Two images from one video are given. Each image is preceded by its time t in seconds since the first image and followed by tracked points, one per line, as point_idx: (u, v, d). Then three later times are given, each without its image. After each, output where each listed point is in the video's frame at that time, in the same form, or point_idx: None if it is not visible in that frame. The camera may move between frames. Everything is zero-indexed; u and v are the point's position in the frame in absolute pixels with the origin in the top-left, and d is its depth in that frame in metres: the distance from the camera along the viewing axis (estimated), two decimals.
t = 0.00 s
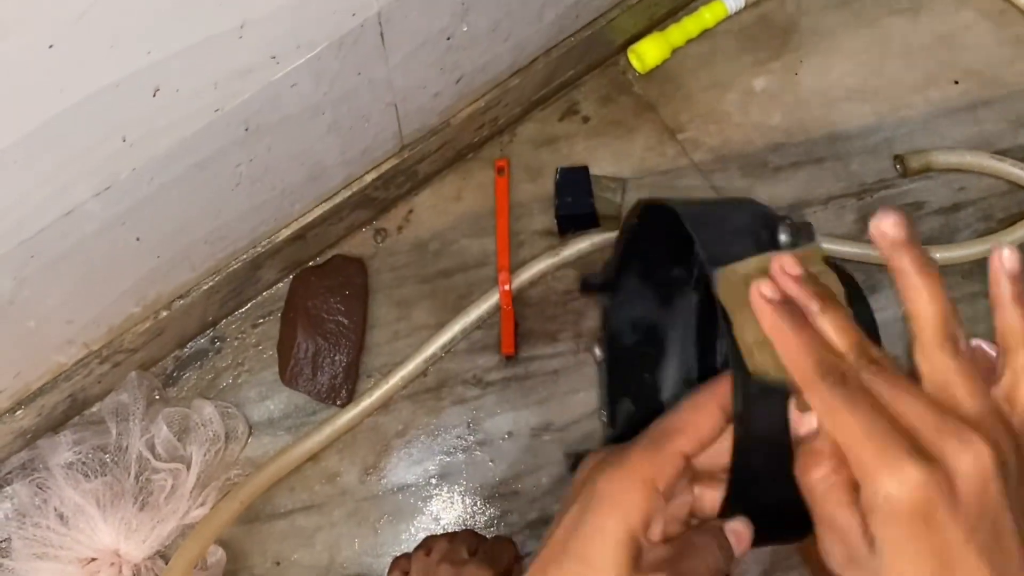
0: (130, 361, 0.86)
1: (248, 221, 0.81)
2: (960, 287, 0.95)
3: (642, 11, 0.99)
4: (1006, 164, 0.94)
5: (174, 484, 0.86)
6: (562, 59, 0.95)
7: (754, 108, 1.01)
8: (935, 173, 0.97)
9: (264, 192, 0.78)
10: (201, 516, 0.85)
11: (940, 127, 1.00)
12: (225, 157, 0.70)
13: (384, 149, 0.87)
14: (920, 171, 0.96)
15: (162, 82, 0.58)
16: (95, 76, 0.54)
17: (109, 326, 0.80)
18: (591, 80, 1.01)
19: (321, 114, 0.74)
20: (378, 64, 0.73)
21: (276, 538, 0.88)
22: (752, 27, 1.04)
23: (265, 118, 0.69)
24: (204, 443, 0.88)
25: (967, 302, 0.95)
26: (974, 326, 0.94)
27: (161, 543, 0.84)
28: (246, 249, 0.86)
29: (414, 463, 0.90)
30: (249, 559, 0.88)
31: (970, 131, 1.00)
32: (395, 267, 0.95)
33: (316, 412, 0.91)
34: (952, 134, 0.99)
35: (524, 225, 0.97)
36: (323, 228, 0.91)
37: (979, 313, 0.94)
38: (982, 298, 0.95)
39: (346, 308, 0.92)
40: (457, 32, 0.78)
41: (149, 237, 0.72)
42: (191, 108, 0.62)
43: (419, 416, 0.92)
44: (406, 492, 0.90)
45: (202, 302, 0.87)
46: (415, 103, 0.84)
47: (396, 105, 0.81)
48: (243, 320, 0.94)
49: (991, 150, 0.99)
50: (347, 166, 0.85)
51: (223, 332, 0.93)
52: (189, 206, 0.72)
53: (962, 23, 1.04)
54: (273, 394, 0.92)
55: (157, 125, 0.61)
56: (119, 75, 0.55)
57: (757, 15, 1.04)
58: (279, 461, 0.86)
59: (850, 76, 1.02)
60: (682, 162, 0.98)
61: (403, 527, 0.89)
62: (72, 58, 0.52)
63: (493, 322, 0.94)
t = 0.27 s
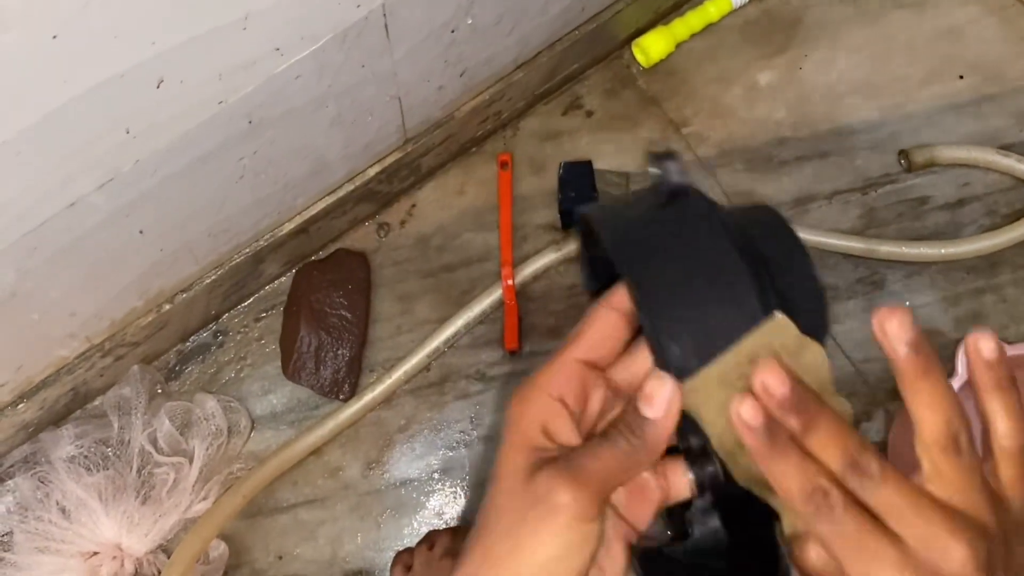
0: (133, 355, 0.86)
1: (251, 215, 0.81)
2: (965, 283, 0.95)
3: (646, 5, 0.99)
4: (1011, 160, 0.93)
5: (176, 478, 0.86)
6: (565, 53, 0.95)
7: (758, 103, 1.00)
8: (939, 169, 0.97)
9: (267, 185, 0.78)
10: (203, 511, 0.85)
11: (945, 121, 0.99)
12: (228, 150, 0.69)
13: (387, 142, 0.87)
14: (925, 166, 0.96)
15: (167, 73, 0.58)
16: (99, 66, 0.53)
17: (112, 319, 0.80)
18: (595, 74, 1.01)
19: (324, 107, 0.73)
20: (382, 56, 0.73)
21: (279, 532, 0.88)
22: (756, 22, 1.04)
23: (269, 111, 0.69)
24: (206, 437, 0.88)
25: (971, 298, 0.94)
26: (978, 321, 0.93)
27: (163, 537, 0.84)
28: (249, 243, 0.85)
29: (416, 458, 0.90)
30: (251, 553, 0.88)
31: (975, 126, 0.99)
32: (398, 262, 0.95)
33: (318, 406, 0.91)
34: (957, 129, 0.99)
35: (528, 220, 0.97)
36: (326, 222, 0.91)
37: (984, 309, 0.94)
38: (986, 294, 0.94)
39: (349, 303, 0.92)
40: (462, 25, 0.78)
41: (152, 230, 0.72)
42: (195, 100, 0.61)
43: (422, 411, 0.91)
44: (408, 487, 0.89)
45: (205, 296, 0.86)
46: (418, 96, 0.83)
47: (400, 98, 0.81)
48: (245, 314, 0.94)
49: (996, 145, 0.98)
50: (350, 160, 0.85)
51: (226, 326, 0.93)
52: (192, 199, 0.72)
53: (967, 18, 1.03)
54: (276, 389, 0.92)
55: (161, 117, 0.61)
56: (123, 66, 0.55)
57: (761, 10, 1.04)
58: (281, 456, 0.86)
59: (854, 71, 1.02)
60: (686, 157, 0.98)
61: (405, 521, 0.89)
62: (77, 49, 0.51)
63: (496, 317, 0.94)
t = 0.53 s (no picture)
0: (134, 351, 0.86)
1: (252, 212, 0.81)
2: (967, 280, 0.94)
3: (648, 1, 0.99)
4: (1013, 157, 0.93)
5: (177, 474, 0.86)
6: (567, 49, 0.95)
7: (760, 100, 1.00)
8: (941, 166, 0.97)
9: (269, 181, 0.78)
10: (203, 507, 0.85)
11: (948, 119, 0.99)
12: (230, 146, 0.69)
13: (389, 139, 0.87)
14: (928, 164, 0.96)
15: (169, 69, 0.58)
16: (101, 62, 0.53)
17: (113, 315, 0.80)
18: (597, 71, 1.01)
19: (326, 103, 0.73)
20: (383, 52, 0.73)
21: (280, 528, 0.88)
22: (758, 20, 1.03)
23: (270, 107, 0.69)
24: (208, 433, 0.88)
25: (973, 295, 0.94)
26: (980, 319, 0.93)
27: (164, 533, 0.84)
28: (251, 239, 0.85)
29: (417, 454, 0.90)
30: (253, 549, 0.88)
31: (978, 123, 0.99)
32: (400, 258, 0.95)
33: (320, 402, 0.91)
34: (959, 127, 0.99)
35: (529, 216, 0.96)
36: (328, 218, 0.91)
37: (985, 307, 0.94)
38: (988, 292, 0.94)
39: (351, 299, 0.92)
40: (463, 21, 0.78)
41: (154, 226, 0.72)
42: (197, 95, 0.61)
43: (423, 408, 0.91)
44: (409, 484, 0.89)
45: (206, 292, 0.86)
46: (420, 93, 0.83)
47: (401, 94, 0.81)
48: (247, 311, 0.94)
49: (999, 143, 0.98)
50: (352, 157, 0.85)
51: (227, 322, 0.93)
52: (194, 195, 0.72)
53: (970, 15, 1.03)
54: (278, 385, 0.92)
55: (163, 113, 0.61)
56: (125, 61, 0.55)
57: (763, 6, 1.04)
58: (282, 452, 0.86)
59: (856, 68, 1.02)
60: (688, 153, 0.98)
61: (406, 518, 0.89)
62: (79, 45, 0.51)
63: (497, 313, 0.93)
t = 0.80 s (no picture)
0: (136, 349, 0.86)
1: (254, 210, 0.81)
2: (969, 279, 0.94)
3: None
4: (1016, 157, 0.93)
5: (179, 471, 0.86)
6: (570, 48, 0.95)
7: (763, 99, 1.00)
8: (945, 165, 0.97)
9: (272, 179, 0.78)
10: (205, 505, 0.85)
11: (951, 118, 0.99)
12: (233, 144, 0.69)
13: (391, 136, 0.87)
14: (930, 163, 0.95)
15: (172, 67, 0.58)
16: (104, 61, 0.53)
17: (116, 313, 0.80)
18: (600, 69, 1.01)
19: (329, 102, 0.73)
20: (387, 51, 0.73)
21: (282, 526, 0.88)
22: (762, 18, 1.03)
23: (273, 105, 0.69)
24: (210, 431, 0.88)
25: (976, 295, 0.94)
26: (983, 318, 0.93)
27: (166, 531, 0.84)
28: (253, 237, 0.85)
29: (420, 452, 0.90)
30: (255, 546, 0.88)
31: (981, 123, 0.99)
32: (402, 256, 0.95)
33: (322, 400, 0.91)
34: (962, 126, 0.99)
35: (532, 215, 0.96)
36: (330, 216, 0.91)
37: (988, 306, 0.94)
38: (991, 291, 0.94)
39: (353, 297, 0.92)
40: (467, 19, 0.77)
41: (156, 224, 0.72)
42: (200, 94, 0.61)
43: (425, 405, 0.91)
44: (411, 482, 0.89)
45: (209, 289, 0.86)
46: (422, 91, 0.83)
47: (404, 92, 0.81)
48: (249, 309, 0.93)
49: (1001, 142, 0.98)
50: (354, 155, 0.85)
51: (229, 320, 0.93)
52: (196, 193, 0.72)
53: (973, 14, 1.03)
54: (280, 382, 0.92)
55: (166, 111, 0.61)
56: (129, 60, 0.55)
57: (767, 5, 1.04)
58: (284, 450, 0.86)
59: (860, 67, 1.02)
60: (691, 152, 0.98)
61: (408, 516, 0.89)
62: (83, 43, 0.51)
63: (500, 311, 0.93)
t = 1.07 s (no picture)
0: (140, 345, 0.86)
1: (258, 206, 0.81)
2: (974, 278, 0.94)
3: None
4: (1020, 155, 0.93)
5: (183, 467, 0.86)
6: (575, 44, 0.95)
7: (767, 96, 1.00)
8: (949, 163, 0.97)
9: (276, 175, 0.78)
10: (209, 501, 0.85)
11: (955, 115, 0.99)
12: (238, 140, 0.69)
13: (395, 132, 0.87)
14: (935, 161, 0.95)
15: (179, 62, 0.58)
16: (111, 56, 0.53)
17: (119, 308, 0.80)
18: (604, 66, 1.01)
19: (334, 98, 0.73)
20: (392, 47, 0.73)
21: (284, 522, 0.88)
22: (766, 14, 1.03)
23: (279, 101, 0.68)
24: (214, 427, 0.88)
25: (980, 293, 0.94)
26: (987, 316, 0.93)
27: (169, 526, 0.84)
28: (257, 233, 0.85)
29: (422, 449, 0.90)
30: (257, 542, 0.88)
31: (986, 121, 0.99)
32: (405, 253, 0.95)
33: (326, 396, 0.92)
34: (967, 124, 0.99)
35: (536, 212, 0.96)
36: (334, 213, 0.91)
37: (992, 305, 0.94)
38: (995, 289, 0.94)
39: (356, 294, 0.92)
40: (472, 15, 0.77)
41: (160, 220, 0.72)
42: (205, 90, 0.61)
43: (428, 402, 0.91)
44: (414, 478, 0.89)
45: (213, 286, 0.86)
46: (427, 87, 0.83)
47: (409, 89, 0.81)
48: (252, 305, 0.93)
49: (1006, 140, 0.98)
50: (359, 151, 0.85)
51: (232, 316, 0.93)
52: (200, 189, 0.72)
53: (978, 12, 1.03)
54: (284, 378, 0.92)
55: (172, 106, 0.61)
56: (135, 54, 0.54)
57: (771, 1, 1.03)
58: (288, 446, 0.86)
59: (864, 64, 1.02)
60: (695, 149, 0.98)
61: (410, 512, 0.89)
62: (90, 37, 0.51)
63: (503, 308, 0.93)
